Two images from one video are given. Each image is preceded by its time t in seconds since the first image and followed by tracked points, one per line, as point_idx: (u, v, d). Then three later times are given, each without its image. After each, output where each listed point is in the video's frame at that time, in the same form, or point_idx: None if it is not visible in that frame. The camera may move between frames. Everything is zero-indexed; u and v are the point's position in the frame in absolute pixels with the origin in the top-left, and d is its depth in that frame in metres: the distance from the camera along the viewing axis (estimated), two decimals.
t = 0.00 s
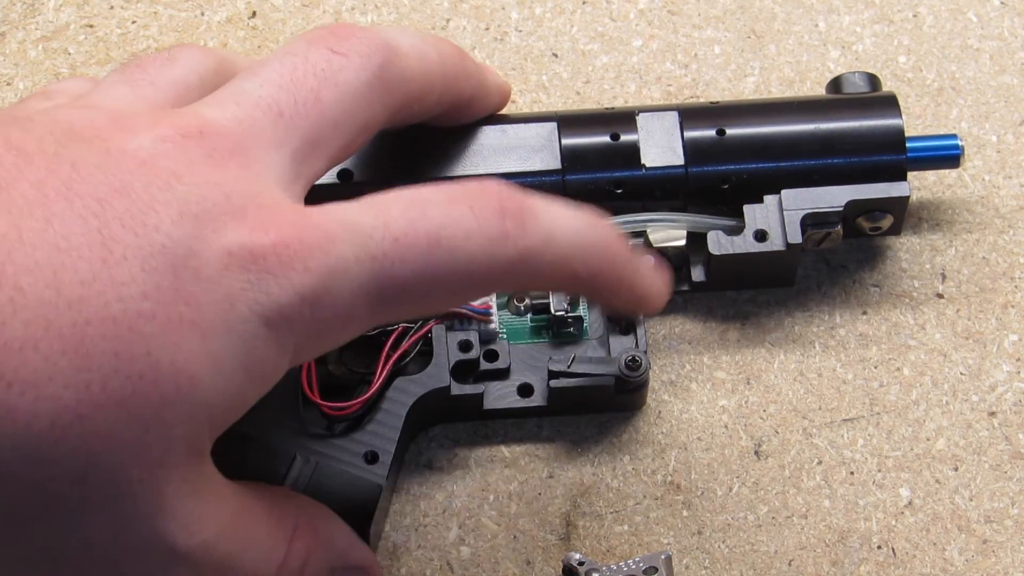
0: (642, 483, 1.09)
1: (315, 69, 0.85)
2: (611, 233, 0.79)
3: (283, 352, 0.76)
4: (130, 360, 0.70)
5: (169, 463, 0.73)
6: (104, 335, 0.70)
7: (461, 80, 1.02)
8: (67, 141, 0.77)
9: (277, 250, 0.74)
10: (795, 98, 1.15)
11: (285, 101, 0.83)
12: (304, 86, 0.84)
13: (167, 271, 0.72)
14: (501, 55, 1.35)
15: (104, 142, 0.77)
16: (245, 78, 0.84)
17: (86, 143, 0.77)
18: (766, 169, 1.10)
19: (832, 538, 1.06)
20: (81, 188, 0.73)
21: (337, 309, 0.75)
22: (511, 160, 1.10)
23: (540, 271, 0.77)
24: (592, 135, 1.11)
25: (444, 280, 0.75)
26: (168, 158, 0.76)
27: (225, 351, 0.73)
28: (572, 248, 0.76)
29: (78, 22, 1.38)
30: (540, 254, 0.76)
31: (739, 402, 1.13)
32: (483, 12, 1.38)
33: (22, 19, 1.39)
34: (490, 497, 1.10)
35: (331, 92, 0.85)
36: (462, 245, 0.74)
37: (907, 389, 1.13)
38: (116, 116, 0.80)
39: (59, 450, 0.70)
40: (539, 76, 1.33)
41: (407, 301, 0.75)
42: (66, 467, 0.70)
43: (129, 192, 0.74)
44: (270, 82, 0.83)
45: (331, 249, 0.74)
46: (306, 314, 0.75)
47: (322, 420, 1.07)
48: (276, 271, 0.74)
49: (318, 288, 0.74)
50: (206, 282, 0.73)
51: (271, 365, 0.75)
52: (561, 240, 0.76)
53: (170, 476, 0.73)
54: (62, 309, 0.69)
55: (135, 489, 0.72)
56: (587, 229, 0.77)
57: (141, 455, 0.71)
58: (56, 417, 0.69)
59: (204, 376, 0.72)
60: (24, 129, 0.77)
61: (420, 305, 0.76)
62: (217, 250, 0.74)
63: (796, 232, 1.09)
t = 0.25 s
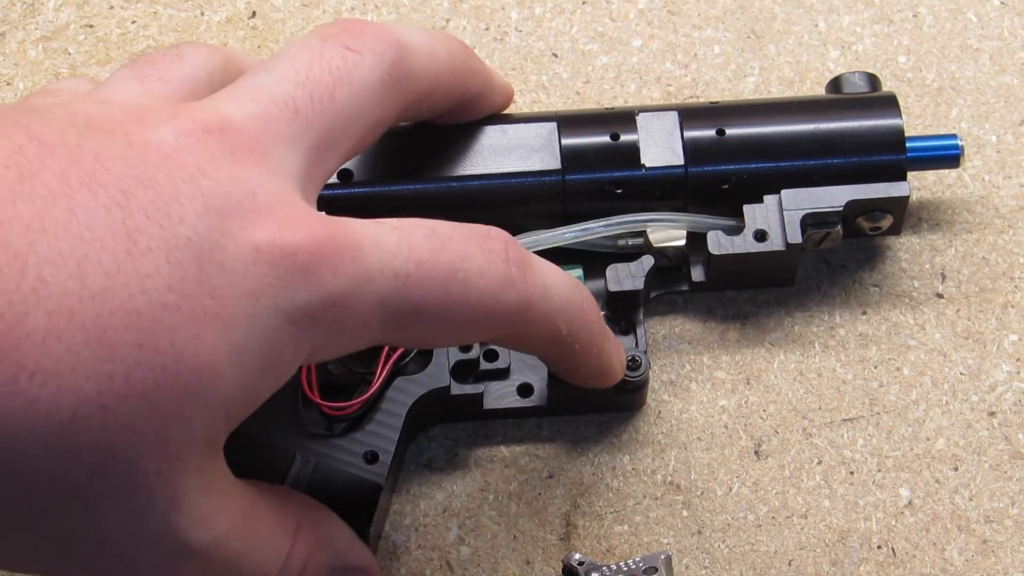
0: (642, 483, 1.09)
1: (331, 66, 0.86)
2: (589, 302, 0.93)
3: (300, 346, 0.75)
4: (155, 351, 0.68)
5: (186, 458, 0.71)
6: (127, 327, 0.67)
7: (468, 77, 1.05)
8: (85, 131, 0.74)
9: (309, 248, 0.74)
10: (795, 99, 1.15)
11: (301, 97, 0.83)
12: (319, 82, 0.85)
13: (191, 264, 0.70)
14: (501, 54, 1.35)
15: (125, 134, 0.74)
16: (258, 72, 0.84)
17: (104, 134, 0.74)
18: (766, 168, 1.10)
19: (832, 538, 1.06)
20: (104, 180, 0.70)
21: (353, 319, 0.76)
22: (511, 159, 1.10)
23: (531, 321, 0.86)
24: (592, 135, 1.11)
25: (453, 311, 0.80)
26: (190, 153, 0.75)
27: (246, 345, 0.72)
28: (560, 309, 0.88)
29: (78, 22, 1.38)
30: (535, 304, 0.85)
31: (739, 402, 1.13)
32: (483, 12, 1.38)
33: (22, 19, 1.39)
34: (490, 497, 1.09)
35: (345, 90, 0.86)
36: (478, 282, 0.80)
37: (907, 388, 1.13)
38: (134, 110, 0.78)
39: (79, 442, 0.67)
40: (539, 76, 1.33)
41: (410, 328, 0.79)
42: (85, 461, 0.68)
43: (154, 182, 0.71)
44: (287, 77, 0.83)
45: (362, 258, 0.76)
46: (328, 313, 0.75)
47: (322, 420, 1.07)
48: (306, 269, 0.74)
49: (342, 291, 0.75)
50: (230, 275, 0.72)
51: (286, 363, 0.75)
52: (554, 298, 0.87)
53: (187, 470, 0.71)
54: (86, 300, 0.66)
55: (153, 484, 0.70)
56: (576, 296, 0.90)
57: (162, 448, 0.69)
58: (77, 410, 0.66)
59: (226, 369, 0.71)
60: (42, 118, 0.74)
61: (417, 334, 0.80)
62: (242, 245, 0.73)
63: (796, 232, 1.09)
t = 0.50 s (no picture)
0: (642, 483, 1.09)
1: (338, 71, 0.86)
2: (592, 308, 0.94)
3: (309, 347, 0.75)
4: (165, 354, 0.68)
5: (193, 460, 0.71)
6: (139, 330, 0.67)
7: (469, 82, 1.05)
8: (97, 129, 0.73)
9: (321, 250, 0.74)
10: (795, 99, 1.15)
11: (309, 101, 0.83)
12: (327, 86, 0.85)
13: (204, 266, 0.70)
14: (501, 54, 1.35)
15: (137, 133, 0.74)
16: (266, 76, 0.84)
17: (116, 133, 0.73)
18: (766, 168, 1.10)
19: (832, 538, 1.06)
20: (117, 181, 0.69)
21: (361, 320, 0.76)
22: (511, 159, 1.10)
23: (536, 327, 0.87)
24: (592, 135, 1.11)
25: (461, 315, 0.80)
26: (202, 153, 0.75)
27: (255, 347, 0.72)
28: (565, 315, 0.89)
29: (78, 21, 1.38)
30: (542, 310, 0.86)
31: (739, 402, 1.13)
32: (483, 12, 1.38)
33: (22, 19, 1.39)
34: (490, 497, 1.09)
35: (353, 96, 0.86)
36: (487, 286, 0.81)
37: (907, 389, 1.13)
38: (145, 109, 0.78)
39: (87, 444, 0.67)
40: (539, 76, 1.33)
41: (418, 330, 0.79)
42: (94, 463, 0.67)
43: (166, 183, 0.71)
44: (296, 81, 0.84)
45: (371, 259, 0.76)
46: (339, 315, 0.75)
47: (322, 420, 1.07)
48: (319, 272, 0.74)
49: (351, 293, 0.75)
50: (241, 277, 0.72)
51: (294, 365, 0.75)
52: (559, 305, 0.88)
53: (193, 472, 0.72)
54: (99, 303, 0.65)
55: (159, 486, 0.70)
56: (581, 306, 0.91)
57: (170, 450, 0.69)
58: (87, 413, 0.66)
59: (235, 372, 0.71)
60: (54, 115, 0.73)
61: (423, 338, 0.81)
62: (253, 247, 0.72)
63: (796, 232, 1.09)
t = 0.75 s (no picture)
0: (642, 483, 1.09)
1: (343, 60, 0.87)
2: (582, 309, 0.94)
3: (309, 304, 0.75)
4: (169, 302, 0.67)
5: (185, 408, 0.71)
6: (145, 276, 0.66)
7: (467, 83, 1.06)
8: (104, 83, 0.72)
9: (326, 209, 0.74)
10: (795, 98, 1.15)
11: (315, 85, 0.83)
12: (332, 72, 0.85)
13: (210, 216, 0.69)
14: (501, 55, 1.35)
15: (144, 89, 0.73)
16: (272, 58, 0.84)
17: (122, 87, 0.72)
18: (766, 168, 1.10)
19: (832, 538, 1.06)
20: (125, 129, 0.68)
21: (358, 289, 0.77)
22: (511, 158, 1.10)
23: (524, 321, 0.87)
24: (592, 135, 1.11)
25: (454, 295, 0.81)
26: (209, 110, 0.74)
27: (256, 301, 0.71)
28: (553, 312, 0.89)
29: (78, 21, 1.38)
30: (530, 305, 0.86)
31: (739, 402, 1.13)
32: (483, 12, 1.38)
33: (22, 19, 1.39)
34: (490, 497, 1.10)
35: (357, 85, 0.87)
36: (479, 273, 0.82)
37: (907, 389, 1.13)
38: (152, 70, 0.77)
39: (87, 386, 0.66)
40: (539, 76, 1.33)
41: (410, 306, 0.80)
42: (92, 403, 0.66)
43: (173, 135, 0.70)
44: (302, 65, 0.84)
45: (376, 228, 0.77)
46: (339, 275, 0.75)
47: (322, 419, 1.06)
48: (324, 229, 0.74)
49: (354, 254, 0.75)
50: (248, 228, 0.71)
51: (290, 325, 0.75)
52: (549, 302, 0.88)
53: (184, 420, 0.71)
54: (104, 245, 0.64)
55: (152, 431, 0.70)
56: (572, 306, 0.91)
57: (166, 394, 0.69)
58: (89, 354, 0.65)
59: (234, 323, 0.71)
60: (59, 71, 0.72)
61: (414, 316, 0.81)
62: (260, 197, 0.72)
63: (796, 232, 1.09)
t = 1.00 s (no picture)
0: (642, 483, 1.09)
1: (418, 37, 0.84)
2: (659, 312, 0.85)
3: (363, 276, 0.74)
4: (229, 264, 0.66)
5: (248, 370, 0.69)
6: (208, 235, 0.65)
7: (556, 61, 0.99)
8: (173, 44, 0.73)
9: (388, 181, 0.72)
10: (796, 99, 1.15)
11: (388, 65, 0.82)
12: (405, 52, 0.83)
13: (272, 179, 0.69)
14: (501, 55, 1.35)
15: (213, 51, 0.74)
16: (351, 29, 0.83)
17: (189, 49, 0.72)
18: (766, 169, 1.10)
19: (832, 538, 1.06)
20: (192, 90, 0.69)
21: (416, 267, 0.75)
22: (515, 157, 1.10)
23: (584, 325, 0.80)
24: (593, 135, 1.11)
25: (511, 289, 0.76)
26: (274, 76, 0.74)
27: (315, 271, 0.70)
28: (620, 316, 0.81)
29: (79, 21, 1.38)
30: (593, 307, 0.80)
31: (739, 402, 1.13)
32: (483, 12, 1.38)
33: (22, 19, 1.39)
34: (490, 497, 1.09)
35: (429, 66, 0.84)
36: (541, 269, 0.77)
37: (907, 388, 1.13)
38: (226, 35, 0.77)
39: (147, 343, 0.65)
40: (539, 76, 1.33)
41: (469, 293, 0.77)
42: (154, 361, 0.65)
43: (243, 99, 0.70)
44: (378, 42, 0.82)
45: (437, 209, 0.74)
46: (396, 255, 0.74)
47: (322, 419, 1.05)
48: (384, 204, 0.72)
49: (413, 234, 0.73)
50: (309, 196, 0.70)
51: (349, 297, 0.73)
52: (615, 304, 0.81)
53: (248, 382, 0.69)
54: (167, 202, 0.64)
55: (213, 394, 0.68)
56: (646, 309, 0.83)
57: (229, 357, 0.67)
58: (149, 310, 0.64)
59: (296, 289, 0.69)
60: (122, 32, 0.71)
61: (473, 304, 0.78)
62: (323, 165, 0.71)
63: (796, 232, 1.09)
